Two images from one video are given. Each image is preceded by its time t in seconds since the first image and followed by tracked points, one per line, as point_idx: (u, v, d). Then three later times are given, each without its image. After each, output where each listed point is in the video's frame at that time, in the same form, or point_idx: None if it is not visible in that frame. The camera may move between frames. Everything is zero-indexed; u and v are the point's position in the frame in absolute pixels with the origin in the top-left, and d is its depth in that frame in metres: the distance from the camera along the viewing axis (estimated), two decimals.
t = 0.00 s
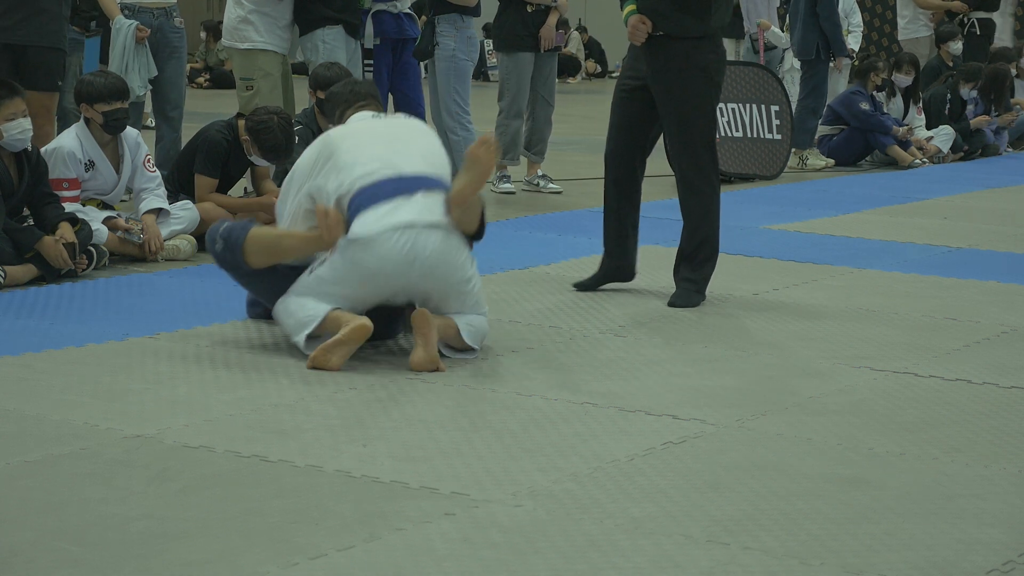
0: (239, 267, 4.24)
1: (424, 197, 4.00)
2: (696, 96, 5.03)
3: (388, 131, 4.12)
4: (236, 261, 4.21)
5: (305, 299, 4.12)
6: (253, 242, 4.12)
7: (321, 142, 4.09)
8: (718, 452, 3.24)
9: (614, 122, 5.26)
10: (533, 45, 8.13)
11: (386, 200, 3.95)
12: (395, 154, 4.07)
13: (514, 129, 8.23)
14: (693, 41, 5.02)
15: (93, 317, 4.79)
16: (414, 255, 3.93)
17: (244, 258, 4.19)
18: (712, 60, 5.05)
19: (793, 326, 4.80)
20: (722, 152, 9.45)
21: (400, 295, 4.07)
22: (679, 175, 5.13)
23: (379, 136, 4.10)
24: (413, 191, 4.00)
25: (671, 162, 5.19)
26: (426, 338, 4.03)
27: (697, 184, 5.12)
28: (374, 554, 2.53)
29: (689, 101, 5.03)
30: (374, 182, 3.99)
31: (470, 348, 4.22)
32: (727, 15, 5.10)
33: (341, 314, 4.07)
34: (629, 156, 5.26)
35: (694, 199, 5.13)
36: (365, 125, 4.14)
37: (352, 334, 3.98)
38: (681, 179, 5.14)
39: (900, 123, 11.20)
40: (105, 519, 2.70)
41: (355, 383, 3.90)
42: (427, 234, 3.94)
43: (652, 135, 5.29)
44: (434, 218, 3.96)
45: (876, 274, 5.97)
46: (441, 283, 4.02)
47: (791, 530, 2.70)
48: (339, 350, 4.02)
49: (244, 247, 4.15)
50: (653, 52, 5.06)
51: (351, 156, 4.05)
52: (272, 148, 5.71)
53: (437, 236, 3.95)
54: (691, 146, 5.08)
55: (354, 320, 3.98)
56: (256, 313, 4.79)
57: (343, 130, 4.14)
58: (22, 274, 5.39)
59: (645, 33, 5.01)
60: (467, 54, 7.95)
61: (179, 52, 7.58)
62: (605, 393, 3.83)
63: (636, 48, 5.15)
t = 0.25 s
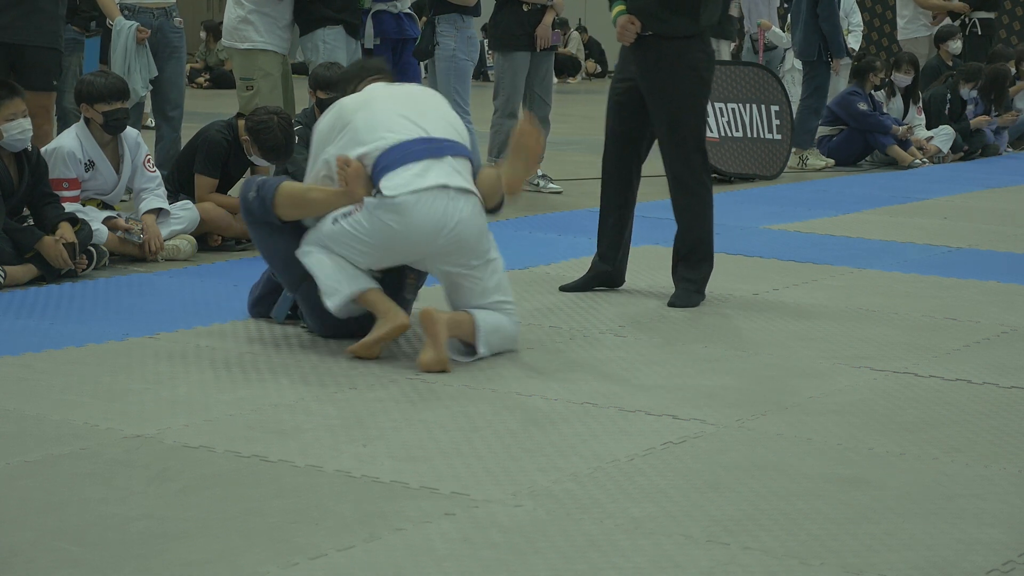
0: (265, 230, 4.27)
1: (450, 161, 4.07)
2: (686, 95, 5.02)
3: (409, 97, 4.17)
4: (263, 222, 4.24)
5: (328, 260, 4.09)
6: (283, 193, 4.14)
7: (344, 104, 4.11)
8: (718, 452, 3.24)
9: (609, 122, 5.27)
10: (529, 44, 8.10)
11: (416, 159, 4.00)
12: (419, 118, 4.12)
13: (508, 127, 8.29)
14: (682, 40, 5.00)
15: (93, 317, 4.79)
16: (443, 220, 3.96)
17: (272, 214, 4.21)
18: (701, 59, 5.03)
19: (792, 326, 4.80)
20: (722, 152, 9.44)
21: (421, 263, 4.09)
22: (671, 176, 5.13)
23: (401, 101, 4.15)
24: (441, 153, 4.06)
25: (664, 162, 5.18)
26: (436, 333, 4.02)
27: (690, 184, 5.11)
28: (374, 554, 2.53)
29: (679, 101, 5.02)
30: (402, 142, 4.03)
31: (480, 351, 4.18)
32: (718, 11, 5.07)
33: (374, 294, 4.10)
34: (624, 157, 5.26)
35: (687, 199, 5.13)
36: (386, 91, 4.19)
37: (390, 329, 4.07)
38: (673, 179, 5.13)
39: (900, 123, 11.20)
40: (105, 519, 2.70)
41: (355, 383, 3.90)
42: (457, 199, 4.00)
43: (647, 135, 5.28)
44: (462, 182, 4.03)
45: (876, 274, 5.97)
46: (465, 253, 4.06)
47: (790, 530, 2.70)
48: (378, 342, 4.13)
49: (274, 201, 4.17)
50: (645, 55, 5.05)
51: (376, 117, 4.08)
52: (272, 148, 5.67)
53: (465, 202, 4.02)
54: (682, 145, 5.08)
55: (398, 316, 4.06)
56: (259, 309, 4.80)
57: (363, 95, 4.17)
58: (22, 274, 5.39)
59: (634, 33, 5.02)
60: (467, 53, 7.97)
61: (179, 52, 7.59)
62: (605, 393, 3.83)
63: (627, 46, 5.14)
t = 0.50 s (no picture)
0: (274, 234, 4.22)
1: (451, 178, 4.02)
2: (675, 94, 5.03)
3: (421, 106, 4.12)
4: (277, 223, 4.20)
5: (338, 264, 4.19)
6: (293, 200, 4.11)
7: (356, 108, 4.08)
8: (718, 452, 3.24)
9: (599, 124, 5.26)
10: (526, 44, 8.12)
11: (415, 175, 3.97)
12: (427, 130, 4.07)
13: (500, 126, 8.34)
14: (669, 39, 5.01)
15: (94, 318, 4.79)
16: (435, 239, 3.96)
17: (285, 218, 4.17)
18: (689, 58, 5.04)
19: (794, 326, 4.80)
20: (722, 152, 9.44)
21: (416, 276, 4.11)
22: (664, 175, 5.13)
23: (412, 109, 4.10)
24: (440, 169, 4.01)
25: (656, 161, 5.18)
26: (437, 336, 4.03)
27: (685, 183, 5.11)
28: (374, 554, 2.53)
29: (668, 100, 5.03)
30: (403, 155, 3.99)
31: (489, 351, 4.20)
32: (703, 10, 5.08)
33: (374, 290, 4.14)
34: (616, 158, 5.26)
35: (682, 198, 5.13)
36: (399, 97, 4.13)
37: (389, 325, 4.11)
38: (667, 177, 5.13)
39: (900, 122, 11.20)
40: (105, 519, 2.70)
41: (356, 383, 3.90)
42: (451, 217, 3.97)
43: (637, 136, 5.28)
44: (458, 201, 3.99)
45: (877, 274, 5.96)
46: (459, 268, 4.05)
47: (790, 530, 2.70)
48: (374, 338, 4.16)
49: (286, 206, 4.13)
50: (633, 53, 5.06)
51: (384, 125, 4.05)
52: (272, 148, 5.67)
53: (460, 220, 3.99)
54: (673, 144, 5.08)
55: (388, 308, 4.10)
56: (256, 308, 4.77)
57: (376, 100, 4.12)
58: (22, 274, 5.39)
59: (621, 33, 5.01)
60: (467, 54, 7.95)
61: (180, 52, 7.63)
62: (605, 393, 3.83)
63: (613, 47, 5.14)
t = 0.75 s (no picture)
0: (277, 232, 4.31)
1: (430, 216, 3.96)
2: (672, 94, 5.02)
3: (421, 132, 4.04)
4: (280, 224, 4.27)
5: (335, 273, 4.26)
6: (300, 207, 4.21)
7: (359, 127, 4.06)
8: (718, 452, 3.24)
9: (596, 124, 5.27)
10: (524, 44, 8.13)
11: (392, 212, 3.95)
12: (419, 160, 4.00)
13: (500, 126, 8.34)
14: (666, 38, 5.00)
15: (94, 317, 4.79)
16: (407, 276, 3.97)
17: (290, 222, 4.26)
18: (685, 57, 5.04)
19: (793, 326, 4.80)
20: (723, 152, 9.44)
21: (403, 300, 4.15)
22: (662, 175, 5.13)
23: (409, 136, 4.03)
24: (420, 207, 3.96)
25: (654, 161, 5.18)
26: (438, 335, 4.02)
27: (683, 182, 5.12)
28: (374, 554, 2.53)
29: (665, 100, 5.03)
30: (386, 189, 3.96)
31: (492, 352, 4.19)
32: (698, 8, 5.06)
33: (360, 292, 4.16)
34: (615, 158, 5.26)
35: (681, 197, 5.14)
36: (402, 120, 4.06)
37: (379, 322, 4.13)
38: (665, 177, 5.12)
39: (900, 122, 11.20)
40: (105, 519, 2.70)
41: (355, 384, 3.90)
42: (423, 258, 3.94)
43: (635, 136, 5.28)
44: (433, 240, 3.94)
45: (876, 274, 5.96)
46: (436, 300, 4.05)
47: (791, 530, 2.70)
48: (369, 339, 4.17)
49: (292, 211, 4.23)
50: (628, 52, 5.06)
51: (380, 148, 4.03)
52: (273, 149, 5.70)
53: (434, 260, 3.95)
54: (671, 143, 5.08)
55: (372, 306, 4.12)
56: (254, 311, 4.73)
57: (382, 119, 4.09)
58: (22, 274, 5.39)
59: (617, 34, 5.03)
60: (467, 53, 8.04)
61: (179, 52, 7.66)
62: (605, 393, 3.83)
63: (609, 47, 5.14)
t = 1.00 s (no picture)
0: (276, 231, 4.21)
1: (439, 216, 3.96)
2: (672, 95, 5.02)
3: (430, 134, 4.08)
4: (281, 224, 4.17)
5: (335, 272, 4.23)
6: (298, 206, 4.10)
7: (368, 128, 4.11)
8: (718, 452, 3.24)
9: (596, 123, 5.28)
10: (524, 44, 8.13)
11: (402, 211, 3.95)
12: (427, 161, 4.03)
13: (500, 126, 8.30)
14: (665, 39, 5.00)
15: (93, 317, 4.79)
16: (414, 276, 3.95)
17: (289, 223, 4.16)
18: (686, 58, 5.03)
19: (793, 326, 4.80)
20: (723, 152, 9.44)
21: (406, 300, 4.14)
22: (662, 176, 5.13)
23: (419, 137, 4.07)
24: (430, 207, 3.96)
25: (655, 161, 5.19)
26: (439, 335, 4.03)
27: (683, 183, 5.12)
28: (374, 554, 2.53)
29: (665, 101, 5.03)
30: (396, 188, 3.97)
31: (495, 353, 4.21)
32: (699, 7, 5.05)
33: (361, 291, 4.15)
34: (614, 157, 5.27)
35: (680, 198, 5.14)
36: (412, 123, 4.11)
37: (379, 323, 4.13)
38: (664, 178, 5.13)
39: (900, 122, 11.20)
40: (105, 519, 2.70)
41: (356, 383, 3.90)
42: (432, 257, 3.93)
43: (635, 136, 5.29)
44: (441, 240, 3.94)
45: (876, 274, 5.97)
46: (442, 300, 4.04)
47: (791, 530, 2.70)
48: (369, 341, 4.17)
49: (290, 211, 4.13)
50: (630, 52, 5.07)
51: (389, 149, 4.06)
52: (273, 149, 5.72)
53: (442, 260, 3.94)
54: (670, 144, 5.08)
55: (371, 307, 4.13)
56: (254, 312, 4.72)
57: (391, 121, 4.13)
58: (22, 274, 5.39)
59: (617, 36, 5.02)
60: (466, 53, 8.11)
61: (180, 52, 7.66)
62: (605, 393, 3.83)
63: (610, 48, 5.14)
